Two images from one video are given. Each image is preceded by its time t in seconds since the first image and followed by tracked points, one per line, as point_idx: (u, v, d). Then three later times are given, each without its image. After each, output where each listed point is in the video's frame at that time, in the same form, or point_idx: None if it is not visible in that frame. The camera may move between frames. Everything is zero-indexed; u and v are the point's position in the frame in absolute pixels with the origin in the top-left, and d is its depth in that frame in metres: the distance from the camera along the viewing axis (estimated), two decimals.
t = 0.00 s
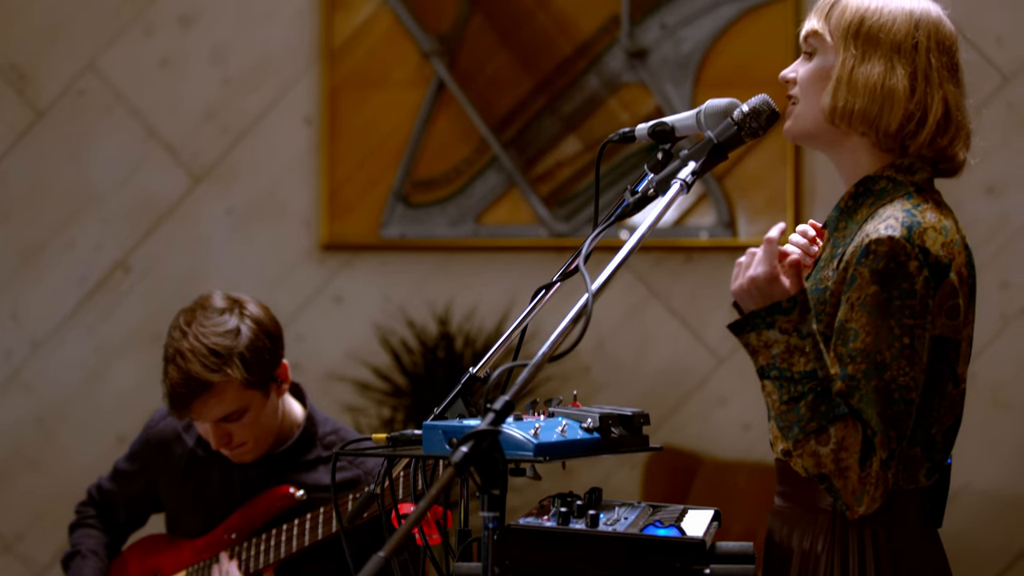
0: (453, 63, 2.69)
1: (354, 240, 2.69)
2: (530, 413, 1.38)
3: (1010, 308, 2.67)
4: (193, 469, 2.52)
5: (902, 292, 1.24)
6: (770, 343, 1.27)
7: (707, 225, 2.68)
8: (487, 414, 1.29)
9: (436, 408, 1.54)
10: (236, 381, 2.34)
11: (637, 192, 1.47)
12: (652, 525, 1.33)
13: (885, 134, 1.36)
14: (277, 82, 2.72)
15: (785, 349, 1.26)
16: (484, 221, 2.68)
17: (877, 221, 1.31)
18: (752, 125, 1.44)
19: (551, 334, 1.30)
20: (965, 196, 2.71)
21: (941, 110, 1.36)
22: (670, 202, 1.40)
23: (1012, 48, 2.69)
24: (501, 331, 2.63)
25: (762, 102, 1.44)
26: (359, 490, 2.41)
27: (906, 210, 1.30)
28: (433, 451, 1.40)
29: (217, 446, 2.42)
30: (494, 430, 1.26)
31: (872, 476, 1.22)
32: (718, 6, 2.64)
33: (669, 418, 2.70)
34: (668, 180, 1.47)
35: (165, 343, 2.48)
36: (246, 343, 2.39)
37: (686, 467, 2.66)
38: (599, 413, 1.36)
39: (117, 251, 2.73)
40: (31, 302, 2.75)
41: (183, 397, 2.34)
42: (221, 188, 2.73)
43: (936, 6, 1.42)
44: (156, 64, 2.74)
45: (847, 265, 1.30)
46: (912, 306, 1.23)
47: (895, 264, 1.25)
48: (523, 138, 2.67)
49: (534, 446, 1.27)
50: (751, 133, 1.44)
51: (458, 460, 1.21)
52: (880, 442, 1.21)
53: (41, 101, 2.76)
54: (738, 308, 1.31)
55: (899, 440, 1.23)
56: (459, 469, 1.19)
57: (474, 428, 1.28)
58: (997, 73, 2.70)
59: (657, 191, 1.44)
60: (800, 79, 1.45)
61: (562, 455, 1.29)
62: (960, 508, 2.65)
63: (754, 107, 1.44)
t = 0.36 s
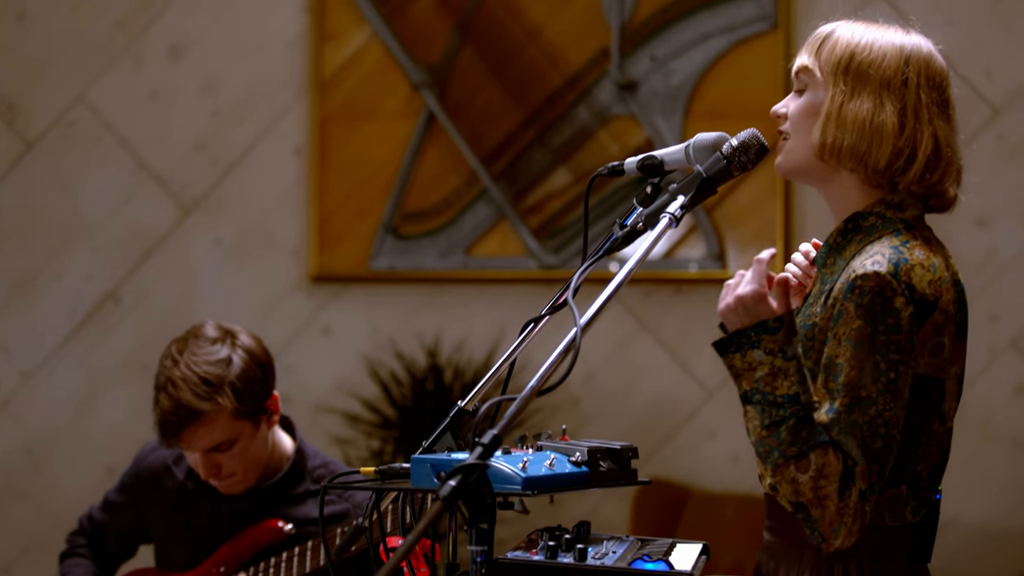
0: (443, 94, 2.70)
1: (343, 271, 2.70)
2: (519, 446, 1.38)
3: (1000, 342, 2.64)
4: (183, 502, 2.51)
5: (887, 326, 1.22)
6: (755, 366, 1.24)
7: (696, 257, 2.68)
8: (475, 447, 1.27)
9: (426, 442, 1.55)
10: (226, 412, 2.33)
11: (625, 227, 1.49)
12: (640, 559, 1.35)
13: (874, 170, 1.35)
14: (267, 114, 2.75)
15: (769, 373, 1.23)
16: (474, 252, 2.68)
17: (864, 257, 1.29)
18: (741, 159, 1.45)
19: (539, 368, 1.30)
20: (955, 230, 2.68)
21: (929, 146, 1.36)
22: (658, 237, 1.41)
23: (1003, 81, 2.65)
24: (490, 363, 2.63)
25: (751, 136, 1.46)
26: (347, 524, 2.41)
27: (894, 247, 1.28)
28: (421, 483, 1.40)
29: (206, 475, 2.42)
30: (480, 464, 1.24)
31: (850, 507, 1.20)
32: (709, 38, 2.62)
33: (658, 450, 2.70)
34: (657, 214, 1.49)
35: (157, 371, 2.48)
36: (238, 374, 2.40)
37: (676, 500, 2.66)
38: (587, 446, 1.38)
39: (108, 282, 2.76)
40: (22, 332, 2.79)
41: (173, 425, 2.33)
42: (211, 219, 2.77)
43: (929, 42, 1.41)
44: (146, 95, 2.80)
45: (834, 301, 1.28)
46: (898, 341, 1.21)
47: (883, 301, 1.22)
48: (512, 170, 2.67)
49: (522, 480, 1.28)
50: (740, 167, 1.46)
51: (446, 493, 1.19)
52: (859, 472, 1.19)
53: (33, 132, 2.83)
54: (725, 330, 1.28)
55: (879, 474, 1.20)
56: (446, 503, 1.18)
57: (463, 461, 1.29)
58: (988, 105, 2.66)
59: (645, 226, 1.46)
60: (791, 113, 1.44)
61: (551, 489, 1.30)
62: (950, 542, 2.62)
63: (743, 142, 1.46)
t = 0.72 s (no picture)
0: (432, 123, 2.71)
1: (332, 300, 2.71)
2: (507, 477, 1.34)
3: (989, 371, 2.56)
4: (172, 531, 2.48)
5: (875, 353, 1.16)
6: (741, 377, 1.25)
7: (686, 286, 2.67)
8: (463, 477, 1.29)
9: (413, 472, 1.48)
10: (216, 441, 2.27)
11: (613, 258, 1.48)
12: None
13: (860, 203, 1.29)
14: (257, 143, 2.78)
15: (755, 385, 1.24)
16: (463, 282, 2.67)
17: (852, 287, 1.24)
18: (729, 189, 1.45)
19: (528, 400, 1.32)
20: (946, 260, 2.61)
21: (918, 177, 1.29)
22: (647, 268, 1.40)
23: (993, 110, 2.58)
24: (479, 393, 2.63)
25: (739, 167, 1.45)
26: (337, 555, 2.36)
27: (882, 279, 1.23)
28: (409, 514, 1.36)
29: (195, 505, 2.36)
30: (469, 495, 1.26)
31: (825, 530, 1.16)
32: (699, 66, 2.62)
33: (648, 480, 2.68)
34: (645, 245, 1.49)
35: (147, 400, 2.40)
36: (228, 403, 2.32)
37: (664, 529, 2.65)
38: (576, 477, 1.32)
39: (97, 310, 2.78)
40: (12, 360, 2.81)
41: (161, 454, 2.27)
42: (200, 248, 2.79)
43: (917, 73, 1.35)
44: (135, 123, 2.83)
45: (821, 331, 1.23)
46: (884, 369, 1.15)
47: (870, 330, 1.17)
48: (502, 199, 2.67)
49: (510, 511, 1.24)
50: (728, 199, 1.45)
51: (434, 525, 1.22)
52: (837, 496, 1.15)
53: (23, 160, 2.85)
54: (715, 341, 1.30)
55: (860, 501, 1.15)
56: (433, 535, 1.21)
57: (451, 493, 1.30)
58: (978, 135, 2.60)
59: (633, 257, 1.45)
60: (779, 147, 1.38)
61: (540, 520, 1.26)
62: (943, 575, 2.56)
63: (732, 172, 1.45)
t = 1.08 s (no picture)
0: (424, 146, 2.71)
1: (323, 321, 2.72)
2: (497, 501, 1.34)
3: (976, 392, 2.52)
4: (162, 555, 2.45)
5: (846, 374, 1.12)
6: (726, 389, 1.22)
7: (677, 309, 2.67)
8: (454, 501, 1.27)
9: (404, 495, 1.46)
10: (205, 463, 2.23)
11: (604, 282, 1.44)
12: None
13: (838, 228, 1.22)
14: (249, 165, 2.80)
15: (740, 397, 1.21)
16: (454, 304, 2.68)
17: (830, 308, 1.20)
18: (720, 215, 1.40)
19: (518, 423, 1.30)
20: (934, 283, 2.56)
21: (897, 198, 1.22)
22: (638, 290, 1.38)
23: (984, 134, 2.55)
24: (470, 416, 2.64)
25: (730, 192, 1.41)
26: None
27: (860, 299, 1.18)
28: (399, 538, 1.36)
29: (182, 528, 2.31)
30: (460, 518, 1.23)
31: (804, 545, 1.12)
32: (690, 90, 2.63)
33: (638, 503, 2.67)
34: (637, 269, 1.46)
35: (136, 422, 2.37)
36: (218, 426, 2.29)
37: (655, 553, 2.64)
38: (566, 501, 1.32)
39: (87, 332, 2.80)
40: None
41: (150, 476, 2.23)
42: (191, 270, 2.80)
43: (901, 91, 1.28)
44: (127, 144, 2.84)
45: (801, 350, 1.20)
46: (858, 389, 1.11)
47: (842, 351, 1.13)
48: (493, 222, 2.68)
49: (501, 533, 1.24)
50: (719, 223, 1.40)
51: (424, 546, 1.19)
52: (814, 508, 1.10)
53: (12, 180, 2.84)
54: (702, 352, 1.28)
55: (839, 518, 1.11)
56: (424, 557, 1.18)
57: (441, 515, 1.27)
58: (968, 160, 2.56)
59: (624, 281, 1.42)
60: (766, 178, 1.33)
61: (529, 544, 1.26)
62: None
63: (722, 198, 1.41)
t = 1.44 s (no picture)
0: (419, 157, 2.73)
1: (319, 333, 2.75)
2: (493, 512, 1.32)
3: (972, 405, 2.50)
4: (155, 568, 2.44)
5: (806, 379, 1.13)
6: (693, 409, 1.20)
7: (672, 320, 2.66)
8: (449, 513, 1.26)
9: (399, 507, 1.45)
10: (200, 478, 2.21)
11: (598, 292, 1.42)
12: None
13: (813, 245, 1.22)
14: (243, 177, 2.84)
15: (708, 414, 1.19)
16: (449, 315, 2.69)
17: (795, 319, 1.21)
18: (714, 226, 1.37)
19: (513, 434, 1.29)
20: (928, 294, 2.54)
21: (869, 210, 1.21)
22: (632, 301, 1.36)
23: (979, 144, 2.52)
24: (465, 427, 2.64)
25: (724, 203, 1.38)
26: None
27: (824, 306, 1.19)
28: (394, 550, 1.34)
29: (181, 541, 2.29)
30: (456, 530, 1.22)
31: (787, 551, 1.11)
32: (685, 101, 2.63)
33: (634, 513, 2.68)
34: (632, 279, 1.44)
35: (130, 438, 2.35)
36: (211, 440, 2.26)
37: (652, 564, 2.64)
38: (562, 512, 1.31)
39: (84, 343, 2.87)
40: None
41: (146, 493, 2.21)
42: (186, 282, 2.85)
43: (874, 96, 1.26)
44: (122, 157, 2.89)
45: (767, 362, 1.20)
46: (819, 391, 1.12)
47: (802, 357, 1.14)
48: (488, 233, 2.69)
49: (496, 544, 1.23)
50: (714, 235, 1.37)
51: (419, 558, 1.18)
52: (791, 513, 1.11)
53: (10, 193, 2.91)
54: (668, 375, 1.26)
55: (820, 520, 1.11)
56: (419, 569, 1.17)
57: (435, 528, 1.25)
58: (962, 169, 2.53)
59: (618, 292, 1.40)
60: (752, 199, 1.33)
61: (524, 555, 1.25)
62: None
63: (716, 209, 1.38)
